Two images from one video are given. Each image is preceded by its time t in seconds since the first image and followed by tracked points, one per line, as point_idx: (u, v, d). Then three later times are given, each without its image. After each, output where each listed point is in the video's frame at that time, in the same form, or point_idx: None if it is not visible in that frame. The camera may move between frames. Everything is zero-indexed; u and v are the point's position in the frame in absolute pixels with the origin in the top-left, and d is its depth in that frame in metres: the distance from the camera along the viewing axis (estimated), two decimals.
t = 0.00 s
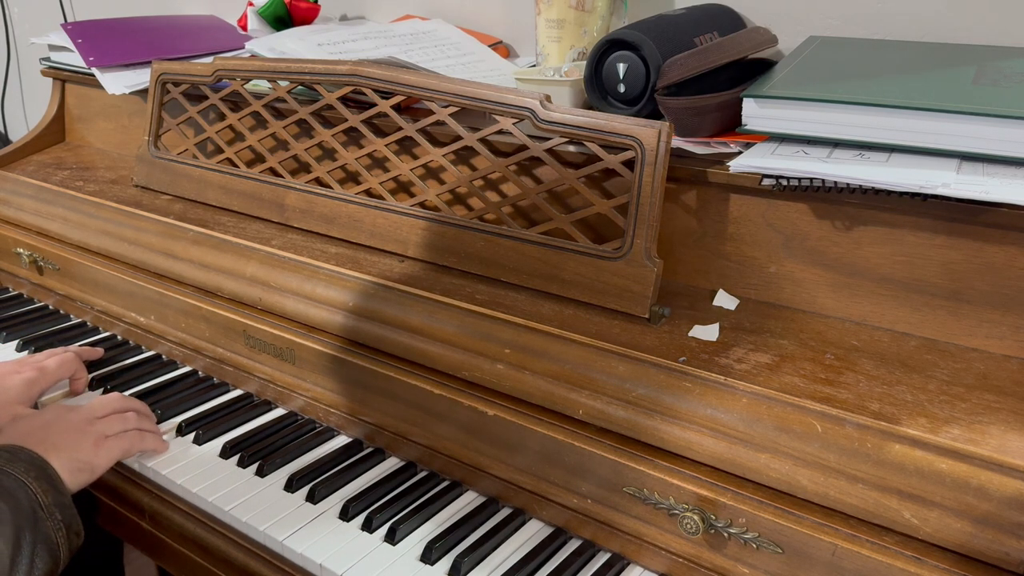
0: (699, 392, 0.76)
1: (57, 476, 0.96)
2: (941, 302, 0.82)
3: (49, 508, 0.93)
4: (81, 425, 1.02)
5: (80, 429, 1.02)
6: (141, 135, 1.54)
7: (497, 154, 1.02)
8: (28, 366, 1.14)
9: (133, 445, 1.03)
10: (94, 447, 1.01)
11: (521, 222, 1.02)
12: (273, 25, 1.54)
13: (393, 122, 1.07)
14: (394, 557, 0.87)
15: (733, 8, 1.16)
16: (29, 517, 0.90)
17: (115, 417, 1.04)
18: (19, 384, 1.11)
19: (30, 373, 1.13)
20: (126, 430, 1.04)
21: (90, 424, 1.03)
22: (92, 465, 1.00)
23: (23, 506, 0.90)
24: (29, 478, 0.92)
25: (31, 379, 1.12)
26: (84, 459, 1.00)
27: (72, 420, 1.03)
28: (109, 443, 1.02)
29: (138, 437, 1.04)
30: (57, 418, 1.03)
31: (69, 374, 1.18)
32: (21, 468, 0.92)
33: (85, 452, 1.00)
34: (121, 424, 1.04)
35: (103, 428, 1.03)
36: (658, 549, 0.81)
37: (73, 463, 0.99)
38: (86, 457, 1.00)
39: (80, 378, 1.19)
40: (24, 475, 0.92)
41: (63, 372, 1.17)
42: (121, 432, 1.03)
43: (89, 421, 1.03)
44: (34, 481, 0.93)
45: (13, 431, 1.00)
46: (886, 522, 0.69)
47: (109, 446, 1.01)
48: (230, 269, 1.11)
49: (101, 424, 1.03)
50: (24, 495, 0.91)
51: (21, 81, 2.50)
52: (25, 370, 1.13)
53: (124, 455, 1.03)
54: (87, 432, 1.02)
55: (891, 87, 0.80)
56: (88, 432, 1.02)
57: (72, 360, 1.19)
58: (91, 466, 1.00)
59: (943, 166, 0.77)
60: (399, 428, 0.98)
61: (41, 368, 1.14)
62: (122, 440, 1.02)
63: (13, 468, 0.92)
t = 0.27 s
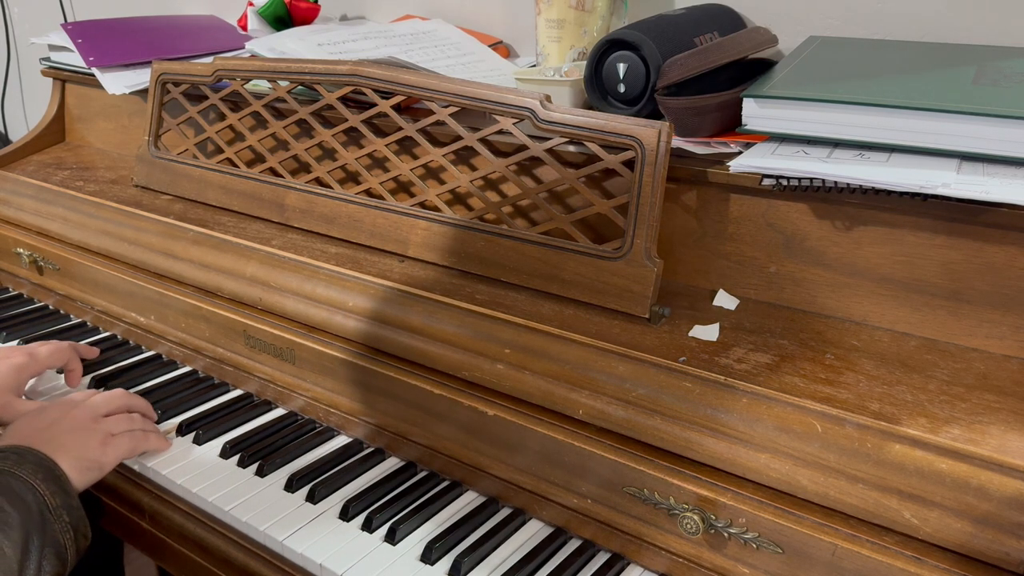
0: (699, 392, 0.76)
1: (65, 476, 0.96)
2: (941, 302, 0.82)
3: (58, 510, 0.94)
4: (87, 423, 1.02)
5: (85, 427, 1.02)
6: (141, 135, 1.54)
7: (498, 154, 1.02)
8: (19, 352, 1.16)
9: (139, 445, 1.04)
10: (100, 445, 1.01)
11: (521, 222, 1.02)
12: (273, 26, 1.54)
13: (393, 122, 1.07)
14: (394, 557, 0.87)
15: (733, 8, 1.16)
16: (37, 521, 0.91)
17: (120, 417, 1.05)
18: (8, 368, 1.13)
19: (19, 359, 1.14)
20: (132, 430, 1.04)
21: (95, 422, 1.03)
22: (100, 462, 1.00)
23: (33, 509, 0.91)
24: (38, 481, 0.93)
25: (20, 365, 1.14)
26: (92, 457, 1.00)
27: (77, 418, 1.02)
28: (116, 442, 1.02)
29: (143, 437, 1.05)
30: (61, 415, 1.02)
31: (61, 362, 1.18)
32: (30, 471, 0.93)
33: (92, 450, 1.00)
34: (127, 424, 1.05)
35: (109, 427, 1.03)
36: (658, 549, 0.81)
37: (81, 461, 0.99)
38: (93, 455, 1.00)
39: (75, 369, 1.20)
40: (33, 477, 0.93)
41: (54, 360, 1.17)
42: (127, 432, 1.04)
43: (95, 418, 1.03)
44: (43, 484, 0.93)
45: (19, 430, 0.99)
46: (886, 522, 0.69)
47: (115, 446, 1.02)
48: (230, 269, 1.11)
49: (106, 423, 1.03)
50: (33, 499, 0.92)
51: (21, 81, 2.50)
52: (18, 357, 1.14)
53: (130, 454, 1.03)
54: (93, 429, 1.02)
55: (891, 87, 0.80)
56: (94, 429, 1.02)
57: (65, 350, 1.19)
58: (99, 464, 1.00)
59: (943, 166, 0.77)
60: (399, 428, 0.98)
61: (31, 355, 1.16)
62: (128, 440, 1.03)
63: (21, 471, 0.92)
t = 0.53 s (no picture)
0: (699, 393, 0.76)
1: (68, 480, 0.96)
2: (941, 302, 0.82)
3: (61, 514, 0.94)
4: (88, 424, 1.03)
5: (87, 429, 1.02)
6: (141, 134, 1.54)
7: (498, 154, 1.02)
8: (19, 358, 1.18)
9: (142, 443, 1.04)
10: (103, 446, 1.01)
11: (521, 222, 1.02)
12: (273, 26, 1.54)
13: (393, 122, 1.07)
14: (394, 557, 0.87)
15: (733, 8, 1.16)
16: (41, 525, 0.91)
17: (122, 416, 1.05)
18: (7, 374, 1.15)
19: (19, 365, 1.16)
20: (133, 429, 1.05)
21: (97, 423, 1.03)
22: (103, 463, 1.00)
23: (37, 513, 0.91)
24: (42, 485, 0.93)
25: (19, 370, 1.16)
26: (95, 458, 1.00)
27: (79, 419, 1.03)
28: (119, 441, 1.02)
29: (145, 435, 1.05)
30: (62, 416, 1.02)
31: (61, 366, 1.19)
32: (33, 474, 0.93)
33: (95, 451, 1.00)
34: (128, 422, 1.05)
35: (111, 427, 1.03)
36: (658, 549, 0.81)
37: (85, 462, 0.99)
38: (96, 456, 1.00)
39: (77, 369, 1.21)
40: (37, 481, 0.93)
41: (54, 364, 1.18)
42: (129, 430, 1.04)
43: (96, 420, 1.04)
44: (46, 487, 0.93)
45: (20, 433, 0.99)
46: (886, 522, 0.69)
47: (118, 445, 1.02)
48: (230, 269, 1.11)
49: (108, 423, 1.04)
50: (37, 502, 0.92)
51: (21, 80, 2.50)
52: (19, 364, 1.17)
53: (133, 453, 1.03)
54: (96, 430, 1.02)
55: (891, 87, 0.80)
56: (96, 430, 1.02)
57: (65, 352, 1.20)
58: (102, 465, 1.00)
59: (943, 166, 0.77)
60: (399, 428, 0.98)
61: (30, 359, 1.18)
62: (131, 438, 1.03)
63: (25, 474, 0.92)
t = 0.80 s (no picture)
0: (699, 393, 0.76)
1: (68, 481, 0.96)
2: (941, 302, 0.82)
3: (61, 515, 0.94)
4: (89, 425, 1.02)
5: (88, 430, 1.02)
6: (141, 134, 1.54)
7: (498, 154, 1.02)
8: (29, 366, 1.17)
9: (142, 445, 1.04)
10: (104, 447, 1.01)
11: (521, 222, 1.02)
12: (273, 26, 1.54)
13: (393, 122, 1.07)
14: (394, 557, 0.87)
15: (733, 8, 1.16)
16: (42, 527, 0.91)
17: (122, 417, 1.05)
18: (15, 382, 1.14)
19: (27, 373, 1.15)
20: (134, 431, 1.05)
21: (98, 424, 1.03)
22: (105, 464, 1.00)
23: (38, 515, 0.91)
24: (42, 486, 0.93)
25: (28, 378, 1.15)
26: (96, 459, 1.00)
27: (79, 420, 1.03)
28: (120, 442, 1.02)
29: (146, 437, 1.05)
30: (62, 417, 1.02)
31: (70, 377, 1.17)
32: (34, 475, 0.93)
33: (96, 452, 1.00)
34: (129, 424, 1.05)
35: (112, 428, 1.03)
36: (658, 549, 0.82)
37: (86, 464, 0.99)
38: (97, 457, 1.00)
39: (88, 382, 1.18)
40: (37, 482, 0.93)
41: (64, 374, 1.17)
42: (130, 432, 1.04)
43: (96, 421, 1.04)
44: (47, 488, 0.93)
45: (21, 435, 0.99)
46: (886, 522, 0.69)
47: (120, 446, 1.02)
48: (230, 269, 1.11)
49: (108, 424, 1.04)
50: (38, 504, 0.91)
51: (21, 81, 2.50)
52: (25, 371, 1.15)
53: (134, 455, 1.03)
54: (97, 431, 1.02)
55: (891, 87, 0.80)
56: (97, 432, 1.02)
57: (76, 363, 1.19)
58: (103, 466, 1.00)
59: (943, 166, 0.77)
60: (399, 428, 0.98)
61: (39, 368, 1.16)
62: (132, 440, 1.03)
63: (25, 475, 0.92)
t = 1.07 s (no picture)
0: (699, 392, 0.76)
1: (69, 485, 0.97)
2: (941, 302, 0.82)
3: (61, 521, 0.95)
4: (88, 427, 1.02)
5: (87, 432, 1.02)
6: (141, 134, 1.54)
7: (498, 154, 1.02)
8: (42, 371, 1.15)
9: (142, 446, 1.03)
10: (105, 448, 1.00)
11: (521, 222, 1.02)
12: (273, 25, 1.54)
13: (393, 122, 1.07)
14: (394, 557, 0.87)
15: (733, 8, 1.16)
16: (40, 533, 0.92)
17: (121, 419, 1.05)
18: (30, 388, 1.12)
19: (42, 379, 1.13)
20: (133, 432, 1.04)
21: (97, 425, 1.03)
22: (106, 466, 1.00)
23: (36, 520, 0.92)
24: (42, 491, 0.93)
25: (43, 384, 1.13)
26: (97, 461, 0.99)
27: (79, 422, 1.02)
28: (120, 443, 1.02)
29: (145, 438, 1.05)
30: (62, 420, 1.02)
31: (82, 382, 1.16)
32: (34, 480, 0.93)
33: (97, 454, 1.00)
34: (128, 425, 1.05)
35: (111, 429, 1.03)
36: (658, 548, 0.82)
37: (86, 466, 0.99)
38: (99, 459, 1.00)
39: (94, 387, 1.17)
40: (37, 487, 0.93)
41: (76, 379, 1.15)
42: (129, 433, 1.04)
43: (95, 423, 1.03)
44: (47, 493, 0.94)
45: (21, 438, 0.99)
46: (886, 522, 0.69)
47: (120, 447, 1.02)
48: (230, 269, 1.11)
49: (108, 426, 1.03)
50: (37, 509, 0.92)
51: (21, 81, 2.50)
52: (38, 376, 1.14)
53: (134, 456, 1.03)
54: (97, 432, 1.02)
55: (891, 87, 0.80)
56: (97, 433, 1.02)
57: (88, 368, 1.17)
58: (104, 468, 1.00)
59: (943, 166, 0.77)
60: (400, 428, 0.98)
61: (54, 373, 1.15)
62: (132, 441, 1.03)
63: (24, 480, 0.93)
